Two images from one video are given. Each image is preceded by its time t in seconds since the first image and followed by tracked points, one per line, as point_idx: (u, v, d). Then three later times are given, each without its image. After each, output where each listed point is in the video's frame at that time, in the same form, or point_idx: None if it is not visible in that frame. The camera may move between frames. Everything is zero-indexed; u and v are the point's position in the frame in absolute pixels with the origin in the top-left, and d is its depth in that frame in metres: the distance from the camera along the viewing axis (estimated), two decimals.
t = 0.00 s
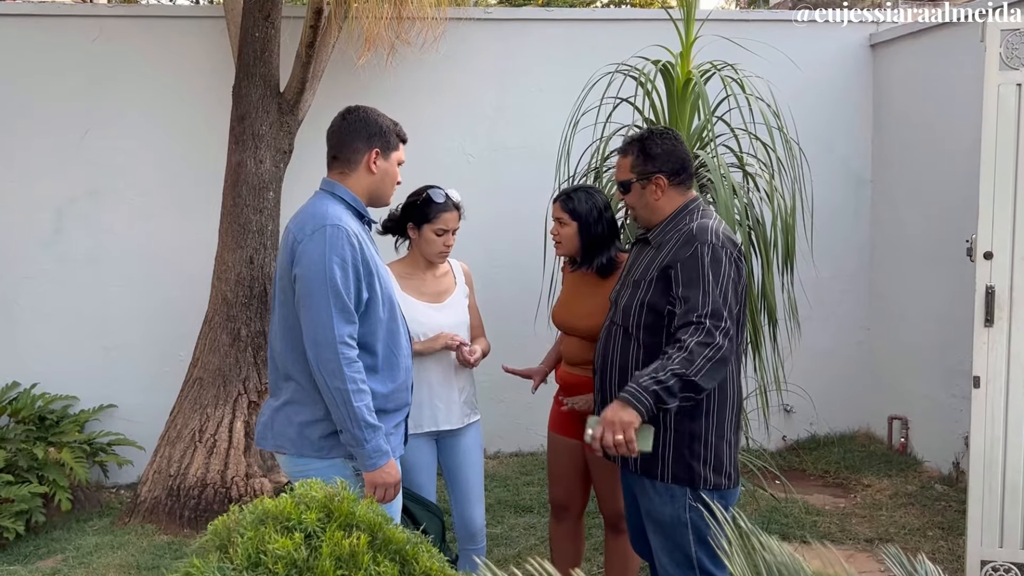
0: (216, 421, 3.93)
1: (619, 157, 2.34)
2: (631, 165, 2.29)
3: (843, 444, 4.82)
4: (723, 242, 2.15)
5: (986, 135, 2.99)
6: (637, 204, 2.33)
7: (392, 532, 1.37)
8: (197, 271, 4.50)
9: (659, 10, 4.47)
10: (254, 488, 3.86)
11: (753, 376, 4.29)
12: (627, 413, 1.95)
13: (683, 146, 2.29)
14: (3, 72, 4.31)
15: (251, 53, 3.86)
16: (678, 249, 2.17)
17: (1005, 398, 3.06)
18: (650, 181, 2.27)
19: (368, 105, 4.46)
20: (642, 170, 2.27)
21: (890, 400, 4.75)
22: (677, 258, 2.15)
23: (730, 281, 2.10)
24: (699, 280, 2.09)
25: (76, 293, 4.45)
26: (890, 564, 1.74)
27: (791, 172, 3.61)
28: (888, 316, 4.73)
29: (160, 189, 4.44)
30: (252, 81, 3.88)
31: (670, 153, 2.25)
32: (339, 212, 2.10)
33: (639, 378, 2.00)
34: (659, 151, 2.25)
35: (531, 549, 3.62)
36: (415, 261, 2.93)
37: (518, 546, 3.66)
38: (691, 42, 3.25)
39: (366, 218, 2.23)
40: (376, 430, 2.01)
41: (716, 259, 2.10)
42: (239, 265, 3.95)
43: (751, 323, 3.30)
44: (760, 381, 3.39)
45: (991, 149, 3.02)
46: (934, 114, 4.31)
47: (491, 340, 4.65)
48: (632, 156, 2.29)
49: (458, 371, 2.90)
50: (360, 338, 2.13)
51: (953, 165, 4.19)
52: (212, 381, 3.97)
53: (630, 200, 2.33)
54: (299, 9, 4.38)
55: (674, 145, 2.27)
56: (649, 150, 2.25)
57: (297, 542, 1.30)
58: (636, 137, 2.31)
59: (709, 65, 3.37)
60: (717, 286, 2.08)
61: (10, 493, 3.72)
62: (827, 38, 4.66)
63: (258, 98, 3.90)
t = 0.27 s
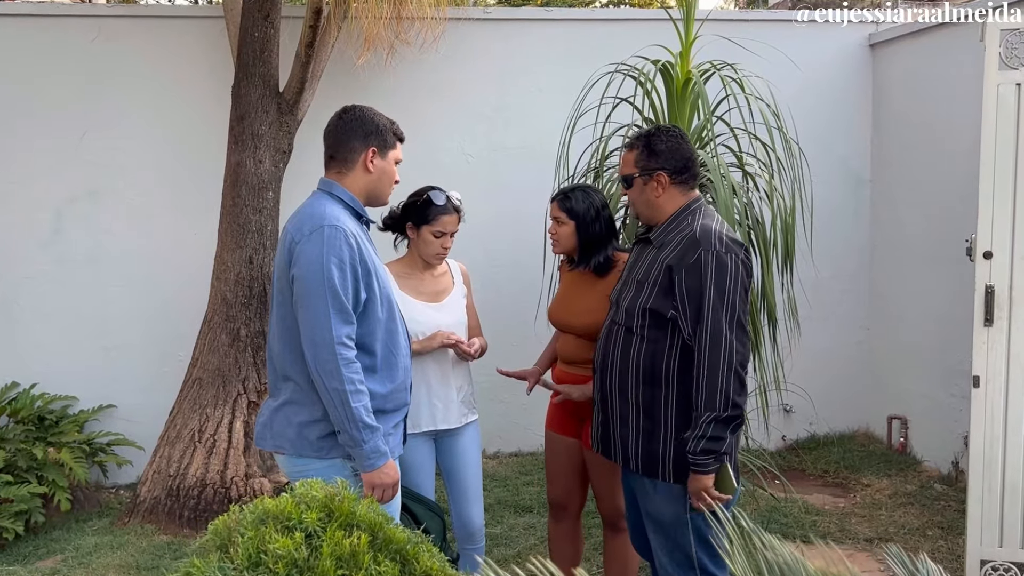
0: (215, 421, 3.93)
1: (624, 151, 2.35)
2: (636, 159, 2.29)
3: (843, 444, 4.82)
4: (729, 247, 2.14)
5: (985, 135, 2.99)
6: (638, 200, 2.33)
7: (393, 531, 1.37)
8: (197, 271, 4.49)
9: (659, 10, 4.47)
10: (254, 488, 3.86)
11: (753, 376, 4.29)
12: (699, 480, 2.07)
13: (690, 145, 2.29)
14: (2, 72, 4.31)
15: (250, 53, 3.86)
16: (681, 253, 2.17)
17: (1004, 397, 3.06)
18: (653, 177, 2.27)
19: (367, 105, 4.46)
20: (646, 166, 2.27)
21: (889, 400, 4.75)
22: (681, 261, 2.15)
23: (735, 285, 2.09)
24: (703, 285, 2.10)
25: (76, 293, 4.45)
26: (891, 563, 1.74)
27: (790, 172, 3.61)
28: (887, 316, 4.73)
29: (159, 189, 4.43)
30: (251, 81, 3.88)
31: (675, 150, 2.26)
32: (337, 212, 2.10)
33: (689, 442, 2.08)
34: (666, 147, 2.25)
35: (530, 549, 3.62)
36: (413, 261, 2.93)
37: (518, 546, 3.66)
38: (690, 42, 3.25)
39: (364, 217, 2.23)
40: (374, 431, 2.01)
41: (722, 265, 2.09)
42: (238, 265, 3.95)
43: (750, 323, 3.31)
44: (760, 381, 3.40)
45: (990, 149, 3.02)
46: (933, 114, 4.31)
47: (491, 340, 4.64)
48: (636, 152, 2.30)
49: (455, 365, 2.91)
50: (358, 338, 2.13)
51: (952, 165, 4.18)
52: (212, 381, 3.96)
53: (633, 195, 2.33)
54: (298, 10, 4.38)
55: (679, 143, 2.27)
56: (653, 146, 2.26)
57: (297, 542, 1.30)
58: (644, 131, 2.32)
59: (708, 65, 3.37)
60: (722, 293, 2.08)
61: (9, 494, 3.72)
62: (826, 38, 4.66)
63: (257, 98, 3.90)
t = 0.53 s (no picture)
0: (215, 421, 3.93)
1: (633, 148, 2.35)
2: (643, 157, 2.29)
3: (842, 444, 4.82)
4: (734, 248, 2.14)
5: (984, 134, 2.99)
6: (642, 199, 2.33)
7: (392, 531, 1.37)
8: (196, 271, 4.49)
9: (658, 10, 4.47)
10: (253, 488, 3.86)
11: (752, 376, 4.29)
12: (693, 482, 2.05)
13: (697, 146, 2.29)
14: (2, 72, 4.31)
15: (249, 53, 3.86)
16: (688, 252, 2.16)
17: (1003, 397, 3.06)
18: (657, 176, 2.28)
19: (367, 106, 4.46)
20: (653, 165, 2.27)
21: (888, 399, 4.76)
22: (688, 260, 2.15)
23: (739, 285, 2.10)
24: (710, 284, 2.10)
25: (75, 293, 4.45)
26: (892, 563, 1.74)
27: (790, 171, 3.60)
28: (886, 315, 4.73)
29: (158, 189, 4.43)
30: (250, 81, 3.88)
31: (682, 151, 2.25)
32: (334, 212, 2.10)
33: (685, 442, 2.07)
34: (674, 148, 2.25)
35: (530, 549, 3.62)
36: (410, 261, 2.92)
37: (517, 545, 3.66)
38: (690, 42, 3.25)
39: (361, 218, 2.23)
40: (371, 431, 2.01)
41: (727, 264, 2.10)
42: (237, 265, 3.94)
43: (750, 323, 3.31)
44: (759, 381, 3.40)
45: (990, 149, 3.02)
46: (932, 114, 4.31)
47: (490, 340, 4.64)
48: (644, 150, 2.30)
49: (451, 364, 2.91)
50: (356, 338, 2.12)
51: (952, 164, 4.19)
52: (211, 382, 3.96)
53: (636, 194, 2.34)
54: (297, 10, 4.38)
55: (687, 144, 2.27)
56: (661, 145, 2.26)
57: (297, 542, 1.30)
58: (652, 129, 2.32)
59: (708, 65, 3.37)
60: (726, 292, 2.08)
61: (8, 494, 3.72)
62: (825, 38, 4.66)
63: (256, 99, 3.90)
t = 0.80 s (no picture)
0: (214, 421, 3.92)
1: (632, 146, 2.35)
2: (640, 156, 2.29)
3: (841, 443, 4.83)
4: (730, 243, 2.15)
5: (983, 134, 3.00)
6: (640, 197, 2.33)
7: (392, 532, 1.37)
8: (195, 271, 4.49)
9: (657, 10, 4.47)
10: (253, 488, 3.85)
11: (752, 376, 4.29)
12: (669, 468, 2.05)
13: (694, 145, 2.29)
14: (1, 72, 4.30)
15: (249, 53, 3.86)
16: (686, 248, 2.17)
17: (1003, 396, 3.06)
18: (655, 174, 2.27)
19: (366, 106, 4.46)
20: (650, 163, 2.27)
21: (888, 399, 4.76)
22: (685, 255, 2.16)
23: (735, 280, 2.10)
24: (706, 279, 2.10)
25: (74, 294, 4.45)
26: (892, 563, 1.74)
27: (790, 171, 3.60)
28: (886, 315, 4.74)
29: (157, 189, 4.43)
30: (249, 81, 3.88)
31: (680, 150, 2.26)
32: (332, 212, 2.10)
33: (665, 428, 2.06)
34: (671, 146, 2.25)
35: (529, 549, 3.62)
36: (408, 261, 2.92)
37: (517, 545, 3.66)
38: (689, 42, 3.25)
39: (359, 218, 2.23)
40: (371, 431, 2.01)
41: (722, 259, 2.11)
42: (237, 265, 3.94)
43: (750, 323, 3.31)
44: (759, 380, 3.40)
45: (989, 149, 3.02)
46: (931, 114, 4.31)
47: (489, 339, 4.64)
48: (642, 149, 2.29)
49: (450, 365, 2.91)
50: (355, 338, 2.12)
51: (951, 164, 4.19)
52: (210, 382, 3.96)
53: (634, 192, 2.33)
54: (297, 10, 4.38)
55: (685, 143, 2.27)
56: (659, 143, 2.26)
57: (297, 543, 1.30)
58: (650, 128, 2.31)
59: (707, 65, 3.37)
60: (721, 287, 2.09)
61: (7, 494, 3.72)
62: (824, 37, 4.66)
63: (255, 99, 3.90)
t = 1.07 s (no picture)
0: (213, 421, 3.92)
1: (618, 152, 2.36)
2: (626, 160, 2.30)
3: (841, 443, 4.83)
4: (721, 240, 2.16)
5: (981, 134, 3.00)
6: (630, 200, 2.33)
7: (393, 531, 1.37)
8: (194, 271, 4.49)
9: (656, 10, 4.47)
10: (252, 488, 3.85)
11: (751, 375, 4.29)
12: (669, 467, 2.08)
13: (678, 143, 2.30)
14: None
15: (248, 52, 3.85)
16: (678, 246, 2.18)
17: (1002, 396, 3.06)
18: (643, 176, 2.28)
19: (365, 105, 4.46)
20: (637, 166, 2.28)
21: (887, 399, 4.76)
22: (677, 254, 2.16)
23: (727, 277, 2.11)
24: (699, 278, 2.11)
25: (73, 293, 4.44)
26: (891, 563, 1.74)
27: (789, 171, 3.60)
28: (885, 315, 4.74)
29: (156, 189, 4.43)
30: (249, 81, 3.88)
31: (665, 149, 2.26)
32: (333, 212, 2.10)
33: (663, 428, 2.08)
34: (656, 147, 2.26)
35: (529, 549, 3.62)
36: (410, 262, 2.92)
37: (516, 545, 3.67)
38: (689, 42, 3.25)
39: (359, 217, 2.23)
40: (374, 430, 2.01)
41: (714, 256, 2.11)
42: (236, 265, 3.94)
43: (748, 322, 3.31)
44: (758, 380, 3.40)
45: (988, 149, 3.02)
46: (930, 113, 4.31)
47: (489, 339, 4.64)
48: (627, 154, 2.31)
49: (451, 367, 2.91)
50: (356, 337, 2.13)
51: (950, 164, 4.19)
52: (210, 381, 3.96)
53: (624, 197, 2.34)
54: (296, 9, 4.38)
55: (669, 142, 2.28)
56: (643, 146, 2.27)
57: (298, 543, 1.30)
58: (634, 132, 2.33)
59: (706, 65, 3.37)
60: (713, 284, 2.10)
61: (7, 495, 3.72)
62: (824, 37, 4.67)
63: (255, 98, 3.90)
